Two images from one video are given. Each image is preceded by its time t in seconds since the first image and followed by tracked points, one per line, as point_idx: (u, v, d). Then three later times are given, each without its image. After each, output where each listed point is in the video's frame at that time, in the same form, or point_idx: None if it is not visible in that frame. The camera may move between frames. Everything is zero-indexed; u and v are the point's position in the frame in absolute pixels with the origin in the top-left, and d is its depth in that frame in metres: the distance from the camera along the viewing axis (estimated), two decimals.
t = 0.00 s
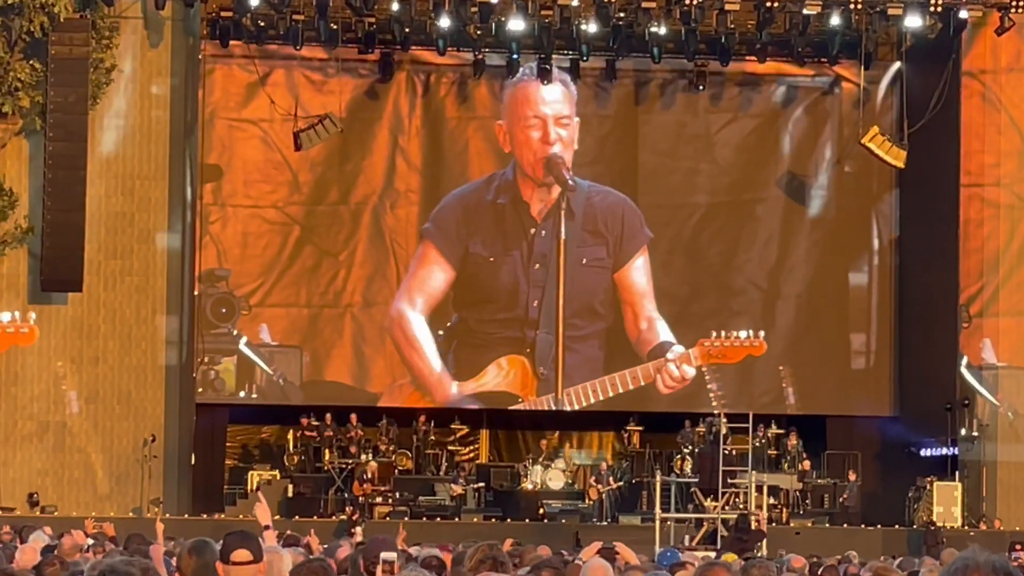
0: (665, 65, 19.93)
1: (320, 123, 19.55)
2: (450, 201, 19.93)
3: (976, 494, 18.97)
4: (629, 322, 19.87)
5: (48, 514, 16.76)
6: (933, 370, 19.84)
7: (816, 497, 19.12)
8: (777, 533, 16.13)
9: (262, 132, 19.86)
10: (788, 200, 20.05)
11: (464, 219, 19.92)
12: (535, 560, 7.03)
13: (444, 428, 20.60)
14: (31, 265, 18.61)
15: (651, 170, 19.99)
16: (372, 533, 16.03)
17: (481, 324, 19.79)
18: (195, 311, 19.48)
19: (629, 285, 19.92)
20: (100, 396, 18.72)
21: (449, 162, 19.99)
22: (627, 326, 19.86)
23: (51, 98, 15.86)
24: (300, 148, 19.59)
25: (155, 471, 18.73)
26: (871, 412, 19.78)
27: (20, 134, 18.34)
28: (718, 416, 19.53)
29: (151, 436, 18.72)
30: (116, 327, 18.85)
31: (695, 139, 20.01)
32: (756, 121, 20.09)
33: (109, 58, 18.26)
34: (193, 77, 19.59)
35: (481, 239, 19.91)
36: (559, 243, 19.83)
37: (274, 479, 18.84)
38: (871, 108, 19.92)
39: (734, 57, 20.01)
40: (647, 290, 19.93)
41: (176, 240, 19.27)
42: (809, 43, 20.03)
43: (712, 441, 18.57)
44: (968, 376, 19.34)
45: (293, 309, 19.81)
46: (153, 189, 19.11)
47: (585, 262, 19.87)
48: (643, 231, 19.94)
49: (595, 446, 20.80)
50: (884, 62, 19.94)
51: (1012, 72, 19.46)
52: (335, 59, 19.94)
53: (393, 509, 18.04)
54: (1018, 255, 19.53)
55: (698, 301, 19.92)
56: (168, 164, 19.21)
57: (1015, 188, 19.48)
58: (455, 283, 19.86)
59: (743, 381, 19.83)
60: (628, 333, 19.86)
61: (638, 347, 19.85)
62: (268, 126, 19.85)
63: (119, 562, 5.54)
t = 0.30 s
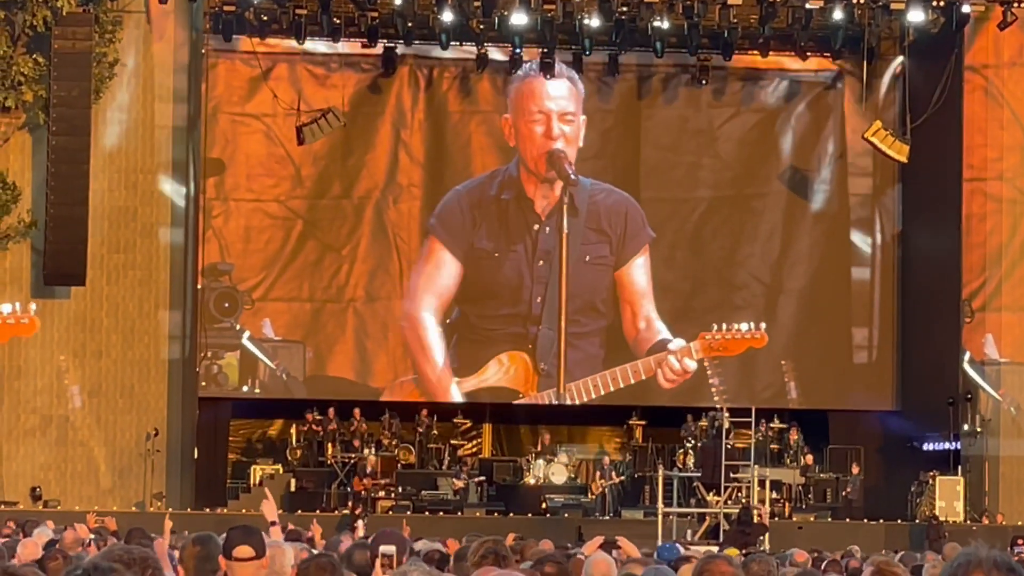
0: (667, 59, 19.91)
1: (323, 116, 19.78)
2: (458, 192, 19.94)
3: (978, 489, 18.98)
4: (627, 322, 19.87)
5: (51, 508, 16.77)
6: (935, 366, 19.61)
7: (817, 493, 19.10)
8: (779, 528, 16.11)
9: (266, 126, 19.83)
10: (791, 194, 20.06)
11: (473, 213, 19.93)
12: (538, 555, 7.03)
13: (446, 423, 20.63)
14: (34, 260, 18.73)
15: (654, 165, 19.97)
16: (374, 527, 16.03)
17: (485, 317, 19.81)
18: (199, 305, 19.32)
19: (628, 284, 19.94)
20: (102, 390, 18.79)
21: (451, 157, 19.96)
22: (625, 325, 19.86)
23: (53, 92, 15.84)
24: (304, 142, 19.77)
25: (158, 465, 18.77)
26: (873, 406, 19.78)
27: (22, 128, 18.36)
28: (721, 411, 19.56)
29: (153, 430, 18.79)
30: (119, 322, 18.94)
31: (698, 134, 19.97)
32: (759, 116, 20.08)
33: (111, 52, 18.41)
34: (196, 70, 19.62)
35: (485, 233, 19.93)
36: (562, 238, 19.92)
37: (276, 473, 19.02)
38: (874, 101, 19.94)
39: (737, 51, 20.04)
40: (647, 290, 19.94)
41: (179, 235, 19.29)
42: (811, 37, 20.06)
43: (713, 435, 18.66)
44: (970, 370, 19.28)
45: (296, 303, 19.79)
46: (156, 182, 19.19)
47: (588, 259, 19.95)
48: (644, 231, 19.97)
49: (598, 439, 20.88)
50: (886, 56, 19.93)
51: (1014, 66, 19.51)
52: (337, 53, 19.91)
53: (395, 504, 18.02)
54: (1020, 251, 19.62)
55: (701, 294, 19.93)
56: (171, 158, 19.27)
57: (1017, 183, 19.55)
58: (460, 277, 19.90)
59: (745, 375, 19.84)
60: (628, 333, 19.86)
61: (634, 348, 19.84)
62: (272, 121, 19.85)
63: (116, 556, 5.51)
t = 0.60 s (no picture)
0: (669, 57, 19.92)
1: (323, 115, 19.74)
2: (457, 189, 19.93)
3: (980, 487, 18.98)
4: (629, 321, 19.85)
5: (53, 507, 16.77)
6: (937, 363, 19.35)
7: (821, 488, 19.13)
8: (780, 526, 16.14)
9: (267, 124, 19.83)
10: (793, 192, 20.05)
11: (469, 211, 19.89)
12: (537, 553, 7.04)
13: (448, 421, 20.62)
14: (35, 258, 18.74)
15: (656, 163, 19.97)
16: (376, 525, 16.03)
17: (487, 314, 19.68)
18: (200, 303, 19.34)
19: (630, 284, 19.94)
20: (104, 387, 18.83)
21: (454, 155, 19.97)
22: (627, 325, 19.84)
23: (55, 90, 15.79)
24: (305, 140, 19.70)
25: (159, 462, 18.80)
26: (876, 403, 19.82)
27: (24, 126, 18.35)
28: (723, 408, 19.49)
29: (154, 428, 18.85)
30: (120, 320, 18.97)
31: (699, 131, 19.98)
32: (761, 113, 20.07)
33: (112, 50, 18.34)
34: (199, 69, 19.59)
35: (483, 232, 19.86)
36: (564, 236, 19.91)
37: (277, 470, 19.02)
38: (875, 101, 19.94)
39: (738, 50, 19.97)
40: (647, 290, 19.94)
41: (180, 234, 19.33)
42: (813, 35, 19.89)
43: (716, 434, 18.39)
44: (972, 367, 19.28)
45: (298, 300, 19.78)
46: (157, 180, 19.23)
47: (589, 258, 19.95)
48: (646, 232, 19.94)
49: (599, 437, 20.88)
50: (888, 54, 19.93)
51: (1017, 65, 19.63)
52: (339, 51, 19.90)
53: (397, 501, 18.18)
54: (1021, 249, 19.62)
55: (702, 291, 19.91)
56: (172, 156, 19.32)
57: (1019, 180, 19.59)
58: (461, 275, 19.80)
59: (747, 373, 19.84)
60: (628, 333, 19.83)
61: (639, 349, 19.81)
62: (273, 118, 19.84)
63: (110, 553, 5.50)
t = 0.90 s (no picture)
0: (672, 49, 20.05)
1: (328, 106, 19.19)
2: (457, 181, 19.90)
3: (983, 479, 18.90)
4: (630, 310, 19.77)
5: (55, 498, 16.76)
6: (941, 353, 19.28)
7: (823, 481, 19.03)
8: (783, 518, 16.12)
9: (271, 116, 19.90)
10: (797, 185, 20.07)
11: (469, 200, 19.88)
12: (542, 545, 6.99)
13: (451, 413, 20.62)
14: (39, 250, 18.79)
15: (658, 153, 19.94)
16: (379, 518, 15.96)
17: (487, 304, 19.76)
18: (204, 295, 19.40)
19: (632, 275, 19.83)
20: (107, 380, 18.80)
21: (458, 144, 19.94)
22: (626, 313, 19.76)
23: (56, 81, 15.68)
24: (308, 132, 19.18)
25: (163, 456, 18.77)
26: (878, 395, 19.85)
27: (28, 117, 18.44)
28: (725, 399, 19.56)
29: (159, 421, 18.78)
30: (125, 312, 18.93)
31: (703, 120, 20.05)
32: (763, 106, 20.16)
33: (116, 43, 18.01)
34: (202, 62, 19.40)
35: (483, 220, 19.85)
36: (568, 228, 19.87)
37: (280, 462, 18.99)
38: (879, 93, 20.09)
39: (742, 41, 19.53)
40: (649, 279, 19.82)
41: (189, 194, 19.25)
42: (817, 27, 19.60)
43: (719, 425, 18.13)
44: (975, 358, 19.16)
45: (303, 293, 19.78)
46: (160, 174, 19.14)
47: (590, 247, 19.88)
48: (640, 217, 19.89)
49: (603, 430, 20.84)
50: (891, 46, 20.18)
51: None
52: (344, 44, 20.00)
53: (401, 494, 17.98)
54: None
55: (705, 284, 19.90)
56: (177, 147, 19.21)
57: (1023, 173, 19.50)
58: (460, 265, 19.82)
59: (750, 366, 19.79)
60: (626, 322, 19.75)
61: (638, 338, 19.73)
62: (279, 109, 19.88)
63: (110, 549, 5.40)
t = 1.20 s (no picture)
0: (674, 41, 20.06)
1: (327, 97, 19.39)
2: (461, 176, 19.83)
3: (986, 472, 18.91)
4: (630, 298, 19.79)
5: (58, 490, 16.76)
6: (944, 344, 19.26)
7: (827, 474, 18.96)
8: (787, 510, 16.12)
9: (274, 108, 19.94)
10: (804, 177, 20.05)
11: (473, 191, 19.82)
12: (543, 535, 7.03)
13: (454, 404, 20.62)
14: (43, 242, 18.76)
15: (661, 144, 19.94)
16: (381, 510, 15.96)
17: (491, 295, 19.73)
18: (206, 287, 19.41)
19: (634, 264, 19.82)
20: (111, 372, 18.76)
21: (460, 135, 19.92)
22: (626, 300, 19.79)
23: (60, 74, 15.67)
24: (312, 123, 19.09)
25: (165, 447, 18.77)
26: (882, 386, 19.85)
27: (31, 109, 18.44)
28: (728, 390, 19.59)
29: (162, 412, 18.84)
30: (128, 304, 18.89)
31: (707, 114, 20.03)
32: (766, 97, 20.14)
33: (118, 33, 17.94)
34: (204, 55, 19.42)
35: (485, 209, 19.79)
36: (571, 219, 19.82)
37: (284, 454, 18.98)
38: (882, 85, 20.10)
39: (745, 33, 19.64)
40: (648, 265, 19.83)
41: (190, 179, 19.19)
42: (820, 20, 19.70)
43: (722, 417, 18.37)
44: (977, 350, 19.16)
45: (311, 285, 19.80)
46: (163, 170, 19.11)
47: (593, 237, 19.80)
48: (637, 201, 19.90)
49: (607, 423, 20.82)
50: (893, 39, 20.14)
51: None
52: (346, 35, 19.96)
53: (404, 486, 17.91)
54: None
55: (709, 276, 19.88)
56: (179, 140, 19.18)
57: None
58: (462, 255, 19.75)
59: (754, 358, 19.79)
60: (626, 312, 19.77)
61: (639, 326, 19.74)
62: (282, 99, 19.95)
63: (114, 540, 5.41)
